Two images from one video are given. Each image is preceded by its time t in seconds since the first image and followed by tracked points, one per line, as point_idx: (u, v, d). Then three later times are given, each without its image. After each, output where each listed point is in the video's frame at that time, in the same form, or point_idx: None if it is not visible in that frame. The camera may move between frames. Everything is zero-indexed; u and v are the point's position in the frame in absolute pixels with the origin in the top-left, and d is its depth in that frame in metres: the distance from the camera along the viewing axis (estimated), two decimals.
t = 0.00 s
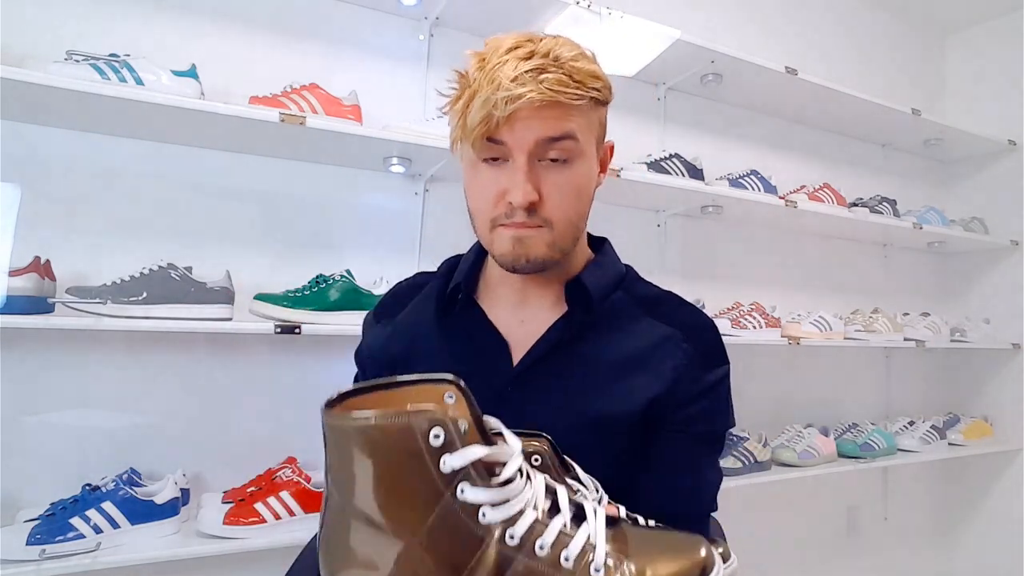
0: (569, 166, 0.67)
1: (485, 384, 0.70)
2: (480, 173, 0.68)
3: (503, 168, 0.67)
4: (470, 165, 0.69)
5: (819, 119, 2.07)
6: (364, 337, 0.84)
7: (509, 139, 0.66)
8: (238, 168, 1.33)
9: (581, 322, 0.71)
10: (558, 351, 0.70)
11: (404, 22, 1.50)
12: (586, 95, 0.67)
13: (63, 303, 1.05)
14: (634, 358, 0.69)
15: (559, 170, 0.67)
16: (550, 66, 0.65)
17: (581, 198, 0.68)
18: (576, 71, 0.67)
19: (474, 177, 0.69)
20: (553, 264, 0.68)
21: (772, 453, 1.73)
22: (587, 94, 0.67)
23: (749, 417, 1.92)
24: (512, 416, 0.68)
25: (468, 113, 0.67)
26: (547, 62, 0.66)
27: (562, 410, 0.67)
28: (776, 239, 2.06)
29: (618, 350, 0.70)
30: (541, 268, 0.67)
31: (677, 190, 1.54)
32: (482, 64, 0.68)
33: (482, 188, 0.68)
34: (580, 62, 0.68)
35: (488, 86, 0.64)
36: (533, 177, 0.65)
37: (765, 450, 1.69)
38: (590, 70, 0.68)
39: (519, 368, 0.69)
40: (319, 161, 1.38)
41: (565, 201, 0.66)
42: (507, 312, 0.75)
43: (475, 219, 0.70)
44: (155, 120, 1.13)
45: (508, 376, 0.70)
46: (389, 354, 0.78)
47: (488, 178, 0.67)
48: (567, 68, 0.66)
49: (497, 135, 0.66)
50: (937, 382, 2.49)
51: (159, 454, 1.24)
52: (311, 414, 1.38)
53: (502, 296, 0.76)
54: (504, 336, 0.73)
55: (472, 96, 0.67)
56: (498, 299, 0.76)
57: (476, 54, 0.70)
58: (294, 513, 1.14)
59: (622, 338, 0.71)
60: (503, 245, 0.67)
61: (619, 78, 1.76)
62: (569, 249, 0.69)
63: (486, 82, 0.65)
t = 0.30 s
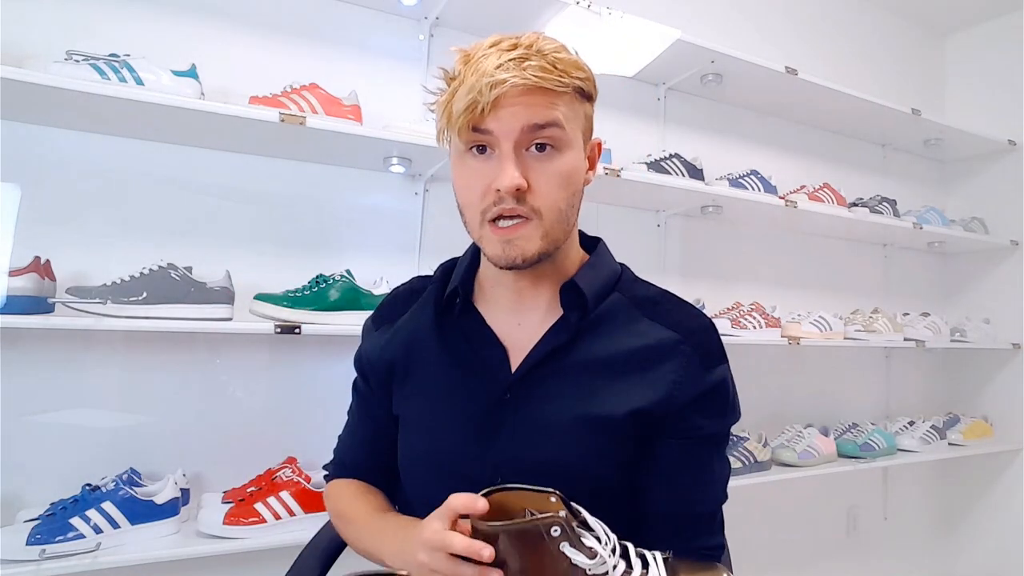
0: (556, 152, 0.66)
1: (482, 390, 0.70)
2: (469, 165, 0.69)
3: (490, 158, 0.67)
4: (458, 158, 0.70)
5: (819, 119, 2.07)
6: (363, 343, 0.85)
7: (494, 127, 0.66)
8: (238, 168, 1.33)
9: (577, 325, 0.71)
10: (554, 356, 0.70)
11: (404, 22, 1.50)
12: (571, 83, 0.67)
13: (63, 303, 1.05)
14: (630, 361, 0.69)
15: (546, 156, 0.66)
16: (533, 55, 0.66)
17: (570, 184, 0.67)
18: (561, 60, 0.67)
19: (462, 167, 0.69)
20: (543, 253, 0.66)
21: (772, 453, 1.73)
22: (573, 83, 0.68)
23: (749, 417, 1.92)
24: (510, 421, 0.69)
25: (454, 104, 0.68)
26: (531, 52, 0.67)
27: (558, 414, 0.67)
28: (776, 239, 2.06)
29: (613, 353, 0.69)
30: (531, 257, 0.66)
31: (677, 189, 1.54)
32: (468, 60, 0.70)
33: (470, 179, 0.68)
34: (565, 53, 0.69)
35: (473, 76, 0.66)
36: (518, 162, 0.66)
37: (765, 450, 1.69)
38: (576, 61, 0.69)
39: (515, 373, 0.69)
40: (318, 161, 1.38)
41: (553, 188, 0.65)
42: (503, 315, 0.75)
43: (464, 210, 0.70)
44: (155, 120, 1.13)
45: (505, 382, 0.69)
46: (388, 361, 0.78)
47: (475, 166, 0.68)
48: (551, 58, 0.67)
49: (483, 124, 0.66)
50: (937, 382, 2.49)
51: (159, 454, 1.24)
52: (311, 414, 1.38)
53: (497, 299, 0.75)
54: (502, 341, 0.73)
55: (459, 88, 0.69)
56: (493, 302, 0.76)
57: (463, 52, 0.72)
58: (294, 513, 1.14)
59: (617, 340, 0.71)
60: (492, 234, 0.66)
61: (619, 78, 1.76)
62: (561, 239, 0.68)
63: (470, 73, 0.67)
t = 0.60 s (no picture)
0: (550, 152, 0.66)
1: (479, 392, 0.70)
2: (462, 166, 0.68)
3: (484, 159, 0.67)
4: (451, 159, 0.70)
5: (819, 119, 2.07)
6: (359, 347, 0.85)
7: (488, 129, 0.66)
8: (238, 168, 1.33)
9: (575, 325, 0.71)
10: (552, 357, 0.70)
11: (404, 22, 1.50)
12: (565, 83, 0.67)
13: (63, 303, 1.05)
14: (626, 360, 0.69)
15: (540, 157, 0.66)
16: (527, 55, 0.66)
17: (565, 185, 0.67)
18: (555, 60, 0.67)
19: (456, 168, 0.69)
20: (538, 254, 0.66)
21: (772, 453, 1.73)
22: (567, 83, 0.67)
23: (749, 417, 1.92)
24: (507, 423, 0.69)
25: (447, 104, 0.68)
26: (524, 53, 0.67)
27: (555, 415, 0.67)
28: (776, 239, 2.06)
29: (610, 353, 0.69)
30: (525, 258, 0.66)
31: (677, 189, 1.54)
32: (461, 61, 0.70)
33: (464, 180, 0.68)
34: (559, 53, 0.69)
35: (467, 76, 0.66)
36: (512, 164, 0.66)
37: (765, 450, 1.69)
38: (570, 61, 0.69)
39: (514, 375, 0.69)
40: (318, 161, 1.38)
41: (547, 189, 0.65)
42: (501, 317, 0.75)
43: (458, 211, 0.70)
44: (155, 120, 1.13)
45: (503, 384, 0.69)
46: (385, 365, 0.78)
47: (470, 168, 0.68)
48: (544, 58, 0.67)
49: (477, 125, 0.66)
50: (937, 382, 2.49)
51: (159, 454, 1.24)
52: (311, 413, 1.38)
53: (494, 301, 0.75)
54: (500, 343, 0.73)
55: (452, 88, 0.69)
56: (490, 304, 0.76)
57: (456, 52, 0.72)
58: (294, 513, 1.14)
59: (615, 339, 0.71)
60: (486, 235, 0.66)
61: (619, 78, 1.76)
62: (555, 239, 0.68)
63: (464, 73, 0.67)
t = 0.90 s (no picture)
0: (564, 153, 0.67)
1: (476, 391, 0.70)
2: (475, 160, 0.68)
3: (497, 155, 0.67)
4: (463, 152, 0.69)
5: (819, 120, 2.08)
6: (356, 347, 0.85)
7: (505, 125, 0.66)
8: (238, 168, 1.33)
9: (572, 323, 0.71)
10: (549, 355, 0.70)
11: (404, 22, 1.50)
12: (583, 85, 0.68)
13: (63, 303, 1.05)
14: (625, 357, 0.69)
15: (554, 157, 0.67)
16: (548, 54, 0.66)
17: (575, 186, 0.68)
18: (575, 61, 0.68)
19: (468, 162, 0.69)
20: (545, 253, 0.67)
21: (772, 453, 1.73)
22: (585, 85, 0.68)
23: (749, 417, 1.92)
24: (505, 421, 0.69)
25: (464, 95, 0.68)
26: (545, 51, 0.67)
27: (553, 412, 0.67)
28: (776, 239, 2.06)
29: (609, 349, 0.69)
30: (533, 257, 0.66)
31: (677, 189, 1.54)
32: (479, 54, 0.69)
33: (475, 175, 0.68)
34: (578, 54, 0.69)
35: (487, 70, 0.66)
36: (527, 162, 0.66)
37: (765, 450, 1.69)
38: (588, 63, 0.69)
39: (513, 373, 0.69)
40: (318, 161, 1.38)
41: (559, 190, 0.66)
42: (499, 315, 0.74)
43: (466, 205, 0.70)
44: (155, 120, 1.13)
45: (499, 383, 0.69)
46: (382, 364, 0.78)
47: (482, 163, 0.68)
48: (564, 58, 0.67)
49: (493, 121, 0.66)
50: (938, 382, 2.49)
51: (159, 454, 1.24)
52: (310, 413, 1.38)
53: (492, 299, 0.75)
54: (498, 342, 0.73)
55: (469, 80, 0.68)
56: (488, 302, 0.76)
57: (473, 44, 0.71)
58: (294, 513, 1.14)
59: (613, 336, 0.71)
60: (495, 233, 0.66)
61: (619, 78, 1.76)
62: (563, 240, 0.69)
63: (484, 67, 0.67)
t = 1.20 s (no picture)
0: (577, 153, 0.67)
1: (474, 387, 0.70)
2: (489, 151, 0.68)
3: (511, 149, 0.67)
4: (478, 142, 0.69)
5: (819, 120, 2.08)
6: (354, 337, 0.85)
7: (522, 119, 0.66)
8: (239, 168, 1.33)
9: (570, 321, 0.71)
10: (548, 351, 0.70)
11: (404, 22, 1.50)
12: (604, 88, 0.68)
13: (63, 303, 1.05)
14: (626, 353, 0.69)
15: (567, 156, 0.67)
16: (572, 53, 0.66)
17: (585, 187, 0.68)
18: (599, 62, 0.67)
19: (481, 152, 0.69)
20: (549, 251, 0.67)
21: (772, 453, 1.73)
22: (606, 87, 0.68)
23: (749, 417, 1.92)
24: (504, 417, 0.69)
25: (484, 86, 0.67)
26: (569, 49, 0.67)
27: (553, 408, 0.67)
28: (776, 239, 2.06)
29: (609, 346, 0.69)
30: (537, 254, 0.66)
31: (677, 189, 1.54)
32: (504, 46, 0.69)
33: (488, 166, 0.68)
34: (602, 56, 0.69)
35: (510, 63, 0.65)
36: (539, 158, 0.66)
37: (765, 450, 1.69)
38: (611, 66, 0.69)
39: (511, 370, 0.69)
40: (318, 161, 1.38)
41: (568, 189, 0.66)
42: (499, 313, 0.74)
43: (475, 195, 0.70)
44: (155, 120, 1.13)
45: (497, 380, 0.69)
46: (380, 357, 0.78)
47: (495, 155, 0.68)
48: (588, 59, 0.67)
49: (511, 114, 0.66)
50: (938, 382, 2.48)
51: (159, 454, 1.24)
52: (310, 413, 1.38)
53: (491, 296, 0.75)
54: (497, 340, 0.73)
55: (491, 71, 0.68)
56: (487, 299, 0.76)
57: (499, 35, 0.71)
58: (294, 513, 1.13)
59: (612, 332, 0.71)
60: (500, 226, 0.66)
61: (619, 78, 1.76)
62: (568, 240, 0.69)
63: (506, 59, 0.67)
